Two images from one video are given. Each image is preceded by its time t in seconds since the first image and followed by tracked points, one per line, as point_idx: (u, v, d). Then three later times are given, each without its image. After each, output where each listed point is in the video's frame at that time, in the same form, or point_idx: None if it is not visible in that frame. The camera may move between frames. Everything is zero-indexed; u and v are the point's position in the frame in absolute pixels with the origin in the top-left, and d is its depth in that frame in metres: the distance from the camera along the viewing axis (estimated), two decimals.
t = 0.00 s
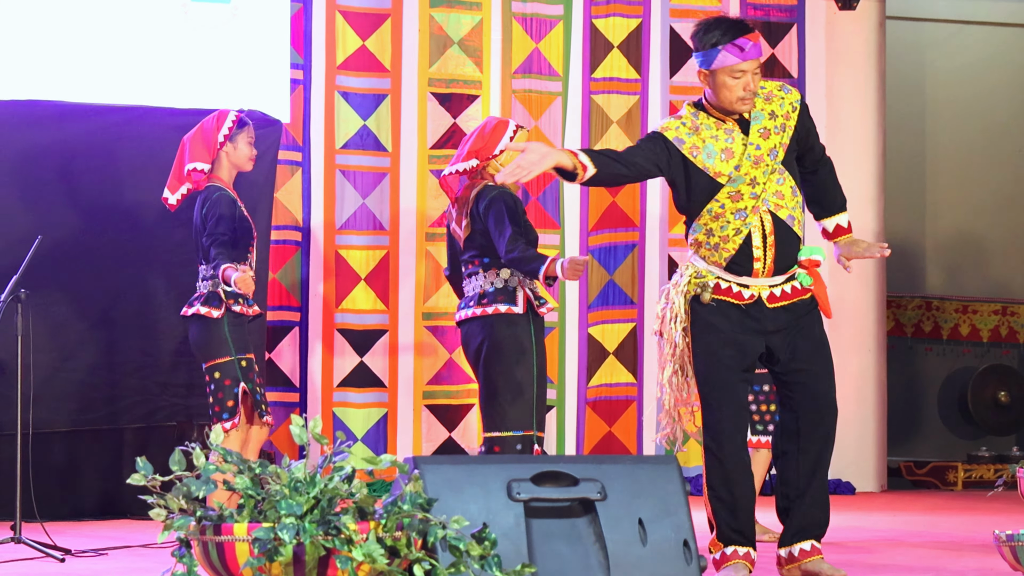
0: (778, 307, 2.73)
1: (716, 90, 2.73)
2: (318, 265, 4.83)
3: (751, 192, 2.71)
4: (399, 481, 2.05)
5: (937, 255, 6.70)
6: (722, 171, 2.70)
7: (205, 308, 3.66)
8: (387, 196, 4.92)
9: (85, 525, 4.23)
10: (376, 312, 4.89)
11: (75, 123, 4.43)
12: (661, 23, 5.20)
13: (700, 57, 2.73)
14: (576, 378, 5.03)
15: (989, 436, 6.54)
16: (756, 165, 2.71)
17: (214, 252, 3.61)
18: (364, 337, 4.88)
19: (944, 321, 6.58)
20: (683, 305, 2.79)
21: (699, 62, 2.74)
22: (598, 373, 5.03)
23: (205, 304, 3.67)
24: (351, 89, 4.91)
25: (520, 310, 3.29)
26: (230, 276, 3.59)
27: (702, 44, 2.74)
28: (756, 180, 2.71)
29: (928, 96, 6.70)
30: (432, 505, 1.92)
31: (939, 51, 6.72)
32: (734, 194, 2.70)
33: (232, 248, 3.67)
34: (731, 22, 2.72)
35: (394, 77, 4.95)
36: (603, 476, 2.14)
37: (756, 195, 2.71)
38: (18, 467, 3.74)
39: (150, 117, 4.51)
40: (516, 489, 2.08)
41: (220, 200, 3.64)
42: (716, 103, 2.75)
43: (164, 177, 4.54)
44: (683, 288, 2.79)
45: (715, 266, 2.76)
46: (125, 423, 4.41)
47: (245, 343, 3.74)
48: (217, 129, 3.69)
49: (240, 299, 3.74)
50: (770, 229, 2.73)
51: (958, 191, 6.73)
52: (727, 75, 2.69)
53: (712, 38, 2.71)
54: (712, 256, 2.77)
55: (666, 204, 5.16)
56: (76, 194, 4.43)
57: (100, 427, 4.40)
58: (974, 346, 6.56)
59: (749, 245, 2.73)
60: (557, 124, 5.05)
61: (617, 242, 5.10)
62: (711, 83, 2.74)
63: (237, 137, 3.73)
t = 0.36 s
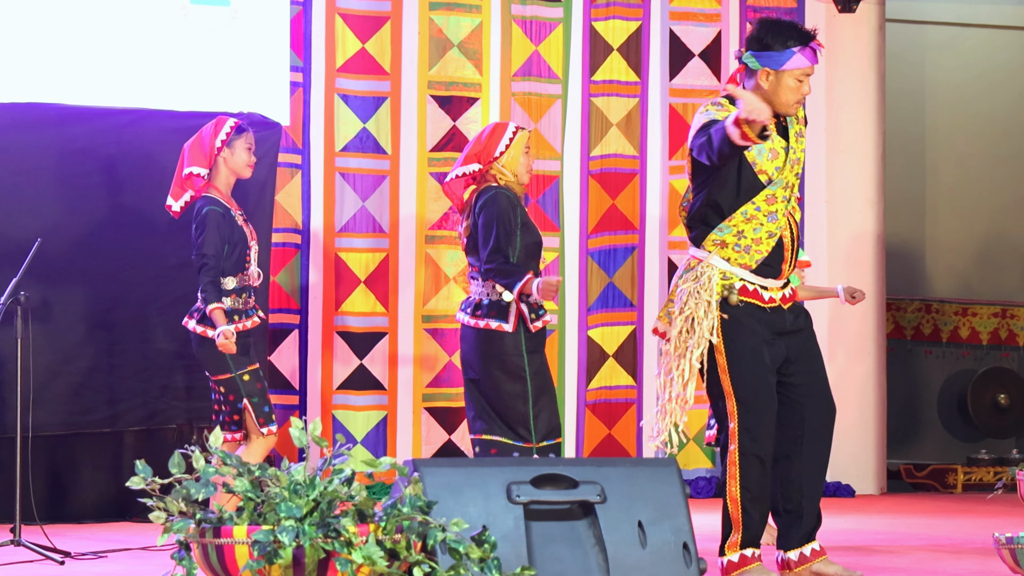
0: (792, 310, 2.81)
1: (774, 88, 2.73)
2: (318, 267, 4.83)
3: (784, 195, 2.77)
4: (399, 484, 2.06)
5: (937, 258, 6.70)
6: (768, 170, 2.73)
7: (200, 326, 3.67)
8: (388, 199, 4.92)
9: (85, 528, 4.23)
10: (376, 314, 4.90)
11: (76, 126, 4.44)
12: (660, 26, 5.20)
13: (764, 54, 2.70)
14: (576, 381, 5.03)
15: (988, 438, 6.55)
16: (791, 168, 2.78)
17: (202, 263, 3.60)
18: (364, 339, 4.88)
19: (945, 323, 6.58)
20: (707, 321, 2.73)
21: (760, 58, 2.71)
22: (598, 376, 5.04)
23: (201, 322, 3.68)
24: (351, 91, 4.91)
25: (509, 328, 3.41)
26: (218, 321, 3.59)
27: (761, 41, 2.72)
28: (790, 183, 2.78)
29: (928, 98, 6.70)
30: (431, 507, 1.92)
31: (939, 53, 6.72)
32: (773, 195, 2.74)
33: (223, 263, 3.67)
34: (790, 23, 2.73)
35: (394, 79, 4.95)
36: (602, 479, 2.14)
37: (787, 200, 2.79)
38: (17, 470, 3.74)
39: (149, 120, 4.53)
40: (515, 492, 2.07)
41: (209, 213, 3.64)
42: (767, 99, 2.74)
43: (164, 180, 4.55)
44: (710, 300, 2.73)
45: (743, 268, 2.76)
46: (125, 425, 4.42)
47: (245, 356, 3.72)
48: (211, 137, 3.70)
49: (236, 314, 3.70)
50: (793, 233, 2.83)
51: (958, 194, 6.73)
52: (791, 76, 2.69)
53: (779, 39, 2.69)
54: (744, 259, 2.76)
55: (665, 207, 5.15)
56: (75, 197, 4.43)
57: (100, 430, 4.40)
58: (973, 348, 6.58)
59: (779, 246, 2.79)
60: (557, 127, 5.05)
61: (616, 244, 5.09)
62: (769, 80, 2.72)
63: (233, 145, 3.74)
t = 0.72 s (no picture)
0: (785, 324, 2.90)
1: (814, 90, 2.72)
2: (318, 267, 4.83)
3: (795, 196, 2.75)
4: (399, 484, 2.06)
5: (937, 258, 6.71)
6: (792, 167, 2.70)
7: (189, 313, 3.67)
8: (388, 199, 4.92)
9: (84, 528, 4.23)
10: (375, 314, 4.90)
11: (75, 126, 4.44)
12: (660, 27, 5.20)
13: (816, 59, 2.66)
14: (575, 381, 5.02)
15: (988, 439, 6.57)
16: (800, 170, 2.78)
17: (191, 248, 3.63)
18: (363, 339, 4.88)
19: (944, 324, 6.52)
20: (746, 313, 2.59)
21: (812, 63, 2.66)
22: (597, 376, 5.04)
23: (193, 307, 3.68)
24: (351, 92, 4.91)
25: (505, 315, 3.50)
26: (182, 281, 3.54)
27: (805, 42, 2.67)
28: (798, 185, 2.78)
29: (927, 99, 6.70)
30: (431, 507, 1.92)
31: (938, 53, 6.72)
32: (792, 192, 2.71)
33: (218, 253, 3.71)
34: (822, 23, 2.70)
35: (393, 80, 4.95)
36: (603, 479, 2.14)
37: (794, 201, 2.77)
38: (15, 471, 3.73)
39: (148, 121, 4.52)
40: (515, 492, 2.07)
41: (204, 213, 3.70)
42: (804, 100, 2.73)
43: (164, 180, 4.55)
44: (746, 294, 2.61)
45: (764, 265, 2.68)
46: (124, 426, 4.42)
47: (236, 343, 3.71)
48: (208, 147, 3.75)
49: (225, 301, 3.69)
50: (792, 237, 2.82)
51: (958, 195, 6.74)
52: (832, 81, 2.71)
53: (828, 47, 2.66)
54: (767, 255, 2.68)
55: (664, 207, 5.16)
56: (75, 198, 4.43)
57: (100, 430, 4.40)
58: (972, 349, 6.55)
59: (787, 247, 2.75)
60: (557, 127, 5.05)
61: (616, 245, 5.08)
62: (815, 86, 2.71)
63: (232, 150, 3.77)
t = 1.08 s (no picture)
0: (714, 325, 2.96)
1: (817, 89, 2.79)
2: (316, 268, 4.83)
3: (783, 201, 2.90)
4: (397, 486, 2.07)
5: (936, 260, 6.72)
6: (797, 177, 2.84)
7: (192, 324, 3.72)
8: (386, 201, 4.93)
9: (84, 529, 4.24)
10: (374, 315, 4.90)
11: (75, 128, 4.46)
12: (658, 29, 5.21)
13: (821, 56, 2.74)
14: (574, 381, 5.04)
15: (985, 440, 6.60)
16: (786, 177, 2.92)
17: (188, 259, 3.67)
18: (363, 340, 4.89)
19: (941, 326, 6.50)
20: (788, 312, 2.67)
21: (818, 61, 2.74)
22: (595, 378, 5.04)
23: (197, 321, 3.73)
24: (350, 94, 4.91)
25: (490, 317, 3.68)
26: (185, 327, 3.56)
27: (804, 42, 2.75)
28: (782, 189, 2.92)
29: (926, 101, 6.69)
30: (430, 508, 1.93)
31: (936, 56, 6.74)
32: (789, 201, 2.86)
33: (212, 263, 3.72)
34: (816, 26, 2.79)
35: (393, 82, 4.96)
36: (601, 480, 2.16)
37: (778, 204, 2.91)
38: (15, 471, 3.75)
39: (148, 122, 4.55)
40: (514, 493, 2.09)
41: (197, 210, 3.72)
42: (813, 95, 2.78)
43: (164, 181, 4.56)
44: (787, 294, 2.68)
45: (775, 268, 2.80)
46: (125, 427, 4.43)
47: (247, 348, 3.73)
48: (213, 139, 3.78)
49: (228, 311, 3.71)
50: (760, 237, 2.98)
51: (957, 197, 6.75)
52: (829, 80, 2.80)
53: (826, 43, 2.75)
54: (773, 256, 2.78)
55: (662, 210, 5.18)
56: (74, 199, 4.44)
57: (100, 431, 4.41)
58: (971, 350, 6.53)
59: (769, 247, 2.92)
60: (556, 129, 5.06)
61: (615, 247, 5.07)
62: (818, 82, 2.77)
63: (233, 145, 3.79)
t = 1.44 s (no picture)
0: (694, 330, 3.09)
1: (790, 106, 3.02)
2: (325, 274, 5.04)
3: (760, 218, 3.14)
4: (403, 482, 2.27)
5: (921, 267, 7.12)
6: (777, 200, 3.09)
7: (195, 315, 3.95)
8: (392, 210, 5.14)
9: (102, 523, 4.45)
10: (380, 319, 5.10)
11: (93, 139, 4.64)
12: (652, 44, 5.42)
13: (794, 75, 2.97)
14: (572, 382, 5.24)
15: (966, 439, 6.85)
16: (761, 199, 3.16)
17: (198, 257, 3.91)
18: (370, 343, 5.08)
19: (924, 329, 6.71)
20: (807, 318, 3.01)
21: (793, 80, 2.97)
22: (592, 379, 5.24)
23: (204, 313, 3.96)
24: (357, 106, 5.12)
25: (479, 331, 3.91)
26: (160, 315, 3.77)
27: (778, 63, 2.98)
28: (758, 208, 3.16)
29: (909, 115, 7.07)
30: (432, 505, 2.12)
31: (919, 73, 7.10)
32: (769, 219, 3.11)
33: (223, 262, 3.95)
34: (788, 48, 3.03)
35: (398, 95, 5.16)
36: (597, 477, 2.35)
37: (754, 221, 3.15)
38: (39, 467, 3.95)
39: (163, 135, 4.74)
40: (515, 489, 2.26)
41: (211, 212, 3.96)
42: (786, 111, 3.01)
43: (180, 191, 4.75)
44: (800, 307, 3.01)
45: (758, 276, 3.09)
46: (142, 425, 4.63)
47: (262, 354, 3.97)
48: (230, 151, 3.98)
49: (230, 307, 3.90)
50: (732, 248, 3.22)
51: (940, 208, 7.14)
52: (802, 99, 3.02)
53: (796, 63, 2.99)
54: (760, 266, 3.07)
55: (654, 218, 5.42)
56: (93, 208, 4.63)
57: (117, 430, 4.61)
58: (953, 352, 6.84)
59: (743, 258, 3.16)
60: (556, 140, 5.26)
61: (611, 253, 5.29)
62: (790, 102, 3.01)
63: (248, 152, 3.98)
